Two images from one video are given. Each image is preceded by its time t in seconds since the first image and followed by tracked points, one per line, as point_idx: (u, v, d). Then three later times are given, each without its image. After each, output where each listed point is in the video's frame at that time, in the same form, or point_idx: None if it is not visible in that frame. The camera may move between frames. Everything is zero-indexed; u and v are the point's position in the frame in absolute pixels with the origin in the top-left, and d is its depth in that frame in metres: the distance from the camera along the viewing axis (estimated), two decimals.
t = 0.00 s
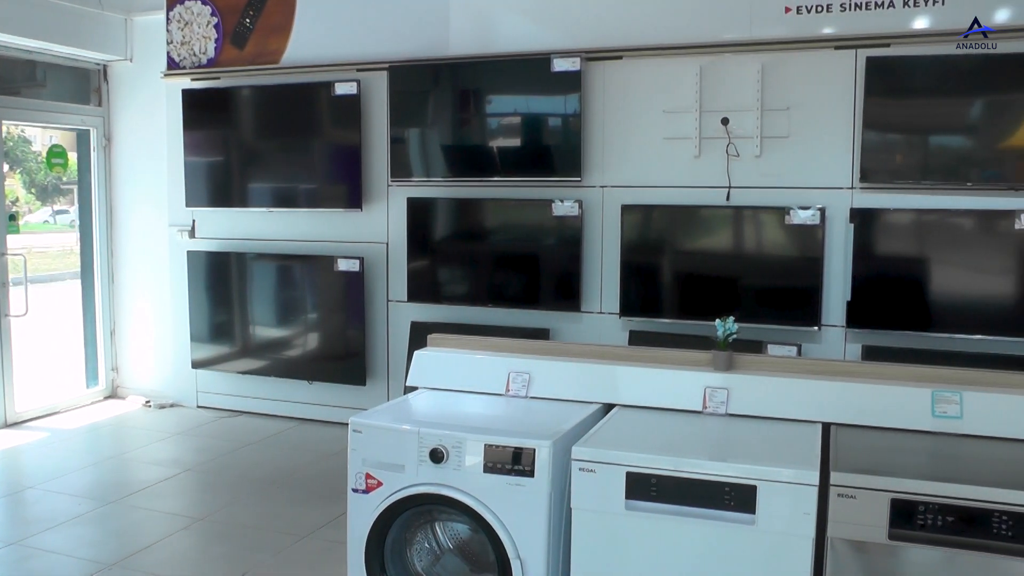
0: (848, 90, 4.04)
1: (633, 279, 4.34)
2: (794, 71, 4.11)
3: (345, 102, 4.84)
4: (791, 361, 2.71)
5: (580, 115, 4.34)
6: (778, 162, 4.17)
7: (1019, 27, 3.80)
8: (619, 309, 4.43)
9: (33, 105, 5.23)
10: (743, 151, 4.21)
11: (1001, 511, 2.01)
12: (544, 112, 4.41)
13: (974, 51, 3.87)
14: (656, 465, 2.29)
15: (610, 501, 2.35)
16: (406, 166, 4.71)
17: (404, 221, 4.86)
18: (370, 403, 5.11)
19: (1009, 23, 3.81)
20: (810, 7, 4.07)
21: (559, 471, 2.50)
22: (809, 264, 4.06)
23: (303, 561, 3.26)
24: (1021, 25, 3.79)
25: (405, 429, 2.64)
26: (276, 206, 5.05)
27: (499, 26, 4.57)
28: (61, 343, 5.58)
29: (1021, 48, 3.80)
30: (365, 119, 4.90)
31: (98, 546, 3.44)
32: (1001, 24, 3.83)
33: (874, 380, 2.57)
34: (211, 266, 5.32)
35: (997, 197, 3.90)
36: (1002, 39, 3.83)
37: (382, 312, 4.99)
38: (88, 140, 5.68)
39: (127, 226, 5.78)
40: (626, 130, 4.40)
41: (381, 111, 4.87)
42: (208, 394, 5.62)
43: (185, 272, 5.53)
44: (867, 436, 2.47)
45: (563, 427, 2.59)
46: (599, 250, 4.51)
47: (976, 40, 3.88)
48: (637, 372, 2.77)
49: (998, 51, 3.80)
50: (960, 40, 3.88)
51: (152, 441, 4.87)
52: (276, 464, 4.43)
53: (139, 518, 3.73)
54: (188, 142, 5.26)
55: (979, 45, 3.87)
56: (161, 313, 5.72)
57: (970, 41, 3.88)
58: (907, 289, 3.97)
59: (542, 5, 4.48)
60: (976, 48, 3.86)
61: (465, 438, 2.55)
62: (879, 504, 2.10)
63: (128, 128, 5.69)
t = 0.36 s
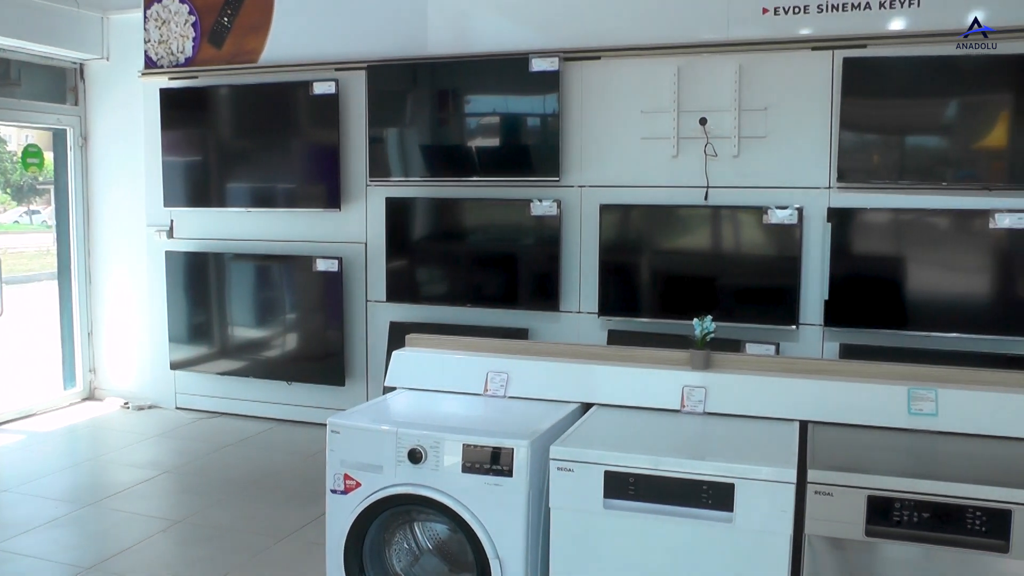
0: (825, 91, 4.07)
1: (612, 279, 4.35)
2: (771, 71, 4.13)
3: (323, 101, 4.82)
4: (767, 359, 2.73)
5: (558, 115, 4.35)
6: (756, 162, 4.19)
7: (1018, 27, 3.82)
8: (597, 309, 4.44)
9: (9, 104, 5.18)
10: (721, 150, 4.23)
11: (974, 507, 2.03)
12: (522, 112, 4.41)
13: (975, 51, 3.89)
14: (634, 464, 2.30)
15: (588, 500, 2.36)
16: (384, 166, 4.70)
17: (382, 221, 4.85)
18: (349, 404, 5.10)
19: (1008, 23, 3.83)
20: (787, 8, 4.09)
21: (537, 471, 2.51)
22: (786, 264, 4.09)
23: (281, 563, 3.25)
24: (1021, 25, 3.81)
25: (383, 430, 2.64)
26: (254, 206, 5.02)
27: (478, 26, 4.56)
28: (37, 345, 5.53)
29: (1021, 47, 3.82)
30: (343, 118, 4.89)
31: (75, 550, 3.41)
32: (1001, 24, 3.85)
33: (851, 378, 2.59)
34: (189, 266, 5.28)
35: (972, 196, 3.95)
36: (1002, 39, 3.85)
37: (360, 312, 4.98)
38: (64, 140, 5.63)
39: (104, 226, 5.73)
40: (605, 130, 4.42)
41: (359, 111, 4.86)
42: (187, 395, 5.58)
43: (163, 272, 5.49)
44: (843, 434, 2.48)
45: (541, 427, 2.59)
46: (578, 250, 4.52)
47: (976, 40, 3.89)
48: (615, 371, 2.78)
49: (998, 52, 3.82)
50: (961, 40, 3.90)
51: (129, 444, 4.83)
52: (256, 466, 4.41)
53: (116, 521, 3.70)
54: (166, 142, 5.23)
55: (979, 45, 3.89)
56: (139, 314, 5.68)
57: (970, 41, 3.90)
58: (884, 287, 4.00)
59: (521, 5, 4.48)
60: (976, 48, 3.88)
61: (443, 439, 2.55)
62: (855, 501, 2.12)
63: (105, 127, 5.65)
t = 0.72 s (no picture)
0: (798, 90, 4.11)
1: (587, 278, 4.37)
2: (744, 71, 4.16)
3: (298, 102, 4.81)
4: (741, 357, 2.74)
5: (533, 115, 4.36)
6: (730, 161, 4.22)
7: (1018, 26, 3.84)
8: (573, 308, 4.45)
9: None
10: (696, 149, 4.25)
11: (947, 500, 2.05)
12: (497, 112, 4.41)
13: (975, 51, 3.92)
14: (610, 462, 2.31)
15: (565, 499, 2.36)
16: (359, 166, 4.69)
17: (357, 221, 4.84)
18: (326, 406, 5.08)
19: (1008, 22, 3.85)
20: (760, 8, 4.12)
21: (513, 470, 2.51)
22: (762, 261, 4.12)
23: (258, 566, 3.24)
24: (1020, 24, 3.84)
25: (358, 431, 2.63)
26: (229, 207, 4.99)
27: (453, 26, 4.55)
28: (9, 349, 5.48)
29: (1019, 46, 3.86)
30: (317, 119, 4.87)
31: (48, 556, 3.38)
32: (1000, 22, 3.87)
33: (824, 374, 2.61)
34: (165, 268, 5.25)
35: (943, 193, 4.00)
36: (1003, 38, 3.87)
37: (336, 314, 4.96)
38: (35, 141, 5.57)
39: (76, 228, 5.68)
40: (580, 130, 4.43)
41: (333, 111, 4.84)
42: (163, 398, 5.54)
43: (137, 274, 5.45)
44: (817, 430, 2.51)
45: (517, 427, 2.60)
46: (553, 249, 4.53)
47: (976, 40, 3.91)
48: (591, 370, 2.79)
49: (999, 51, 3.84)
50: (961, 40, 3.92)
51: (104, 448, 4.79)
52: (234, 469, 4.38)
53: (91, 526, 3.67)
54: (140, 143, 5.18)
55: (979, 45, 3.91)
56: (113, 316, 5.63)
57: (970, 41, 3.91)
58: (858, 284, 4.04)
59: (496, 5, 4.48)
60: (977, 48, 3.90)
61: (419, 439, 2.55)
62: (830, 496, 2.14)
63: (78, 129, 5.59)
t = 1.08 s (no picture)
0: (774, 91, 4.14)
1: (565, 278, 4.38)
2: (721, 71, 4.19)
3: (274, 101, 4.79)
4: (718, 356, 2.76)
5: (510, 115, 4.36)
6: (707, 161, 4.25)
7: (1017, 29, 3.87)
8: (551, 308, 4.47)
9: None
10: (672, 149, 4.28)
11: (922, 497, 2.08)
12: (475, 112, 4.42)
13: (974, 51, 3.94)
14: (587, 461, 2.31)
15: (543, 498, 2.37)
16: (337, 166, 4.68)
17: (335, 221, 4.83)
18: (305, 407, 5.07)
19: (1009, 24, 3.86)
20: (737, 9, 4.14)
21: (490, 470, 2.52)
22: (739, 261, 4.14)
23: (235, 568, 3.23)
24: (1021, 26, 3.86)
25: (335, 431, 2.62)
26: (207, 207, 4.96)
27: (431, 26, 4.55)
28: None
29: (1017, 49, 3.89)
30: (294, 118, 4.86)
31: (22, 559, 3.35)
32: (1000, 25, 3.88)
33: (799, 373, 2.64)
34: (142, 269, 5.21)
35: (918, 193, 4.04)
36: (1002, 40, 3.90)
37: (313, 314, 4.95)
38: (9, 141, 5.52)
39: (51, 228, 5.63)
40: (558, 130, 4.44)
41: (310, 110, 4.83)
42: (140, 400, 5.51)
43: (113, 275, 5.41)
44: (792, 429, 2.53)
45: (493, 427, 2.60)
46: (531, 249, 4.54)
47: (976, 40, 3.93)
48: (569, 369, 2.80)
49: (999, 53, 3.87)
50: (960, 40, 3.94)
51: (80, 451, 4.75)
52: (212, 471, 4.36)
53: (66, 530, 3.63)
54: (116, 143, 5.14)
55: (978, 46, 3.93)
56: (89, 317, 5.59)
57: (969, 42, 3.93)
58: (835, 284, 4.08)
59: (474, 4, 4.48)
60: (975, 49, 3.92)
61: (396, 440, 2.55)
62: (806, 494, 2.16)
63: (53, 128, 5.55)
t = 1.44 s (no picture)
0: (751, 91, 4.17)
1: (543, 278, 4.39)
2: (698, 72, 4.22)
3: (252, 100, 4.77)
4: (694, 355, 2.78)
5: (488, 115, 4.37)
6: (684, 161, 4.28)
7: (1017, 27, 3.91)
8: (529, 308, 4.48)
9: None
10: (650, 149, 4.30)
11: (898, 494, 2.10)
12: (454, 111, 4.42)
13: (975, 50, 3.97)
14: (565, 460, 2.32)
15: (521, 498, 2.38)
16: (314, 166, 4.66)
17: (312, 221, 4.82)
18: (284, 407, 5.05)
19: (1009, 23, 3.91)
20: (714, 9, 4.16)
21: (468, 470, 2.52)
22: (717, 260, 4.17)
23: (212, 571, 3.21)
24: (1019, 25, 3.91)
25: (312, 433, 2.61)
26: (184, 208, 4.94)
27: (407, 27, 4.54)
28: None
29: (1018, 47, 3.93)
30: (272, 117, 4.85)
31: None
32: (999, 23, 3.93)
33: (775, 371, 2.66)
34: (118, 270, 5.17)
35: (894, 193, 4.09)
36: (1002, 38, 3.94)
37: (291, 315, 4.93)
38: None
39: (26, 229, 5.58)
40: (537, 129, 4.45)
41: (288, 109, 4.83)
42: (117, 402, 5.47)
43: (90, 276, 5.37)
44: (768, 427, 2.55)
45: (471, 427, 2.60)
46: (509, 250, 4.55)
47: (977, 40, 3.96)
48: (548, 369, 2.80)
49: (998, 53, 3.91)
50: (961, 40, 3.97)
51: (57, 454, 4.71)
52: (191, 473, 4.34)
53: (43, 533, 3.60)
54: (92, 143, 5.10)
55: (979, 45, 3.96)
56: (65, 318, 5.54)
57: (970, 41, 3.96)
58: (813, 283, 4.11)
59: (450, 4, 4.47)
60: (977, 48, 3.96)
61: (373, 440, 2.54)
62: (782, 492, 2.17)
63: (27, 127, 5.49)
